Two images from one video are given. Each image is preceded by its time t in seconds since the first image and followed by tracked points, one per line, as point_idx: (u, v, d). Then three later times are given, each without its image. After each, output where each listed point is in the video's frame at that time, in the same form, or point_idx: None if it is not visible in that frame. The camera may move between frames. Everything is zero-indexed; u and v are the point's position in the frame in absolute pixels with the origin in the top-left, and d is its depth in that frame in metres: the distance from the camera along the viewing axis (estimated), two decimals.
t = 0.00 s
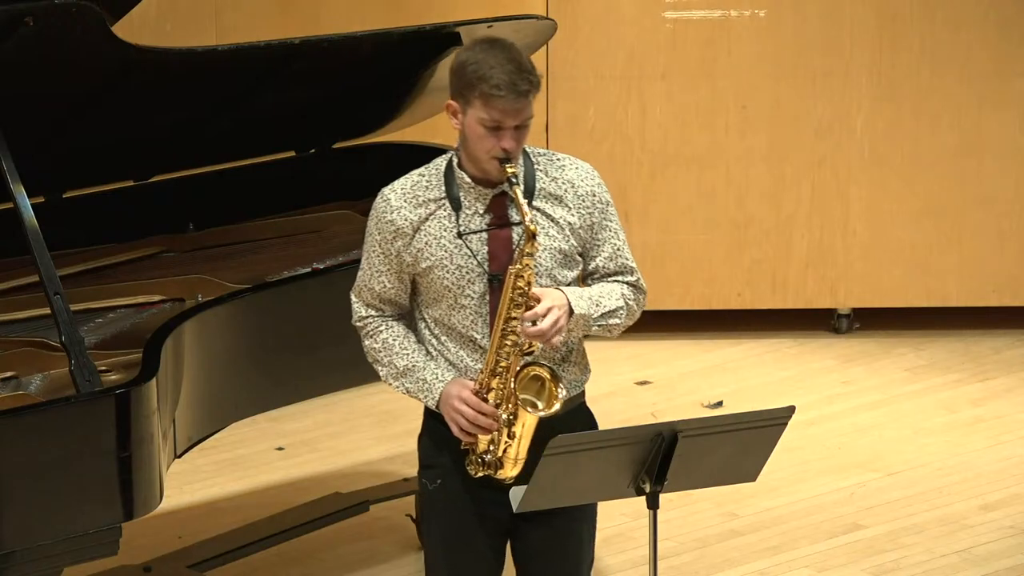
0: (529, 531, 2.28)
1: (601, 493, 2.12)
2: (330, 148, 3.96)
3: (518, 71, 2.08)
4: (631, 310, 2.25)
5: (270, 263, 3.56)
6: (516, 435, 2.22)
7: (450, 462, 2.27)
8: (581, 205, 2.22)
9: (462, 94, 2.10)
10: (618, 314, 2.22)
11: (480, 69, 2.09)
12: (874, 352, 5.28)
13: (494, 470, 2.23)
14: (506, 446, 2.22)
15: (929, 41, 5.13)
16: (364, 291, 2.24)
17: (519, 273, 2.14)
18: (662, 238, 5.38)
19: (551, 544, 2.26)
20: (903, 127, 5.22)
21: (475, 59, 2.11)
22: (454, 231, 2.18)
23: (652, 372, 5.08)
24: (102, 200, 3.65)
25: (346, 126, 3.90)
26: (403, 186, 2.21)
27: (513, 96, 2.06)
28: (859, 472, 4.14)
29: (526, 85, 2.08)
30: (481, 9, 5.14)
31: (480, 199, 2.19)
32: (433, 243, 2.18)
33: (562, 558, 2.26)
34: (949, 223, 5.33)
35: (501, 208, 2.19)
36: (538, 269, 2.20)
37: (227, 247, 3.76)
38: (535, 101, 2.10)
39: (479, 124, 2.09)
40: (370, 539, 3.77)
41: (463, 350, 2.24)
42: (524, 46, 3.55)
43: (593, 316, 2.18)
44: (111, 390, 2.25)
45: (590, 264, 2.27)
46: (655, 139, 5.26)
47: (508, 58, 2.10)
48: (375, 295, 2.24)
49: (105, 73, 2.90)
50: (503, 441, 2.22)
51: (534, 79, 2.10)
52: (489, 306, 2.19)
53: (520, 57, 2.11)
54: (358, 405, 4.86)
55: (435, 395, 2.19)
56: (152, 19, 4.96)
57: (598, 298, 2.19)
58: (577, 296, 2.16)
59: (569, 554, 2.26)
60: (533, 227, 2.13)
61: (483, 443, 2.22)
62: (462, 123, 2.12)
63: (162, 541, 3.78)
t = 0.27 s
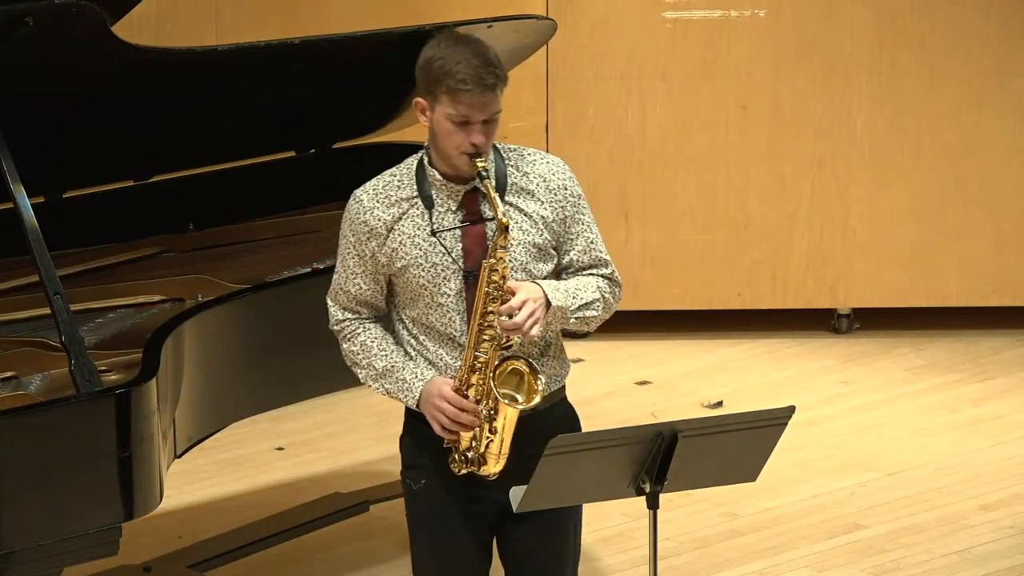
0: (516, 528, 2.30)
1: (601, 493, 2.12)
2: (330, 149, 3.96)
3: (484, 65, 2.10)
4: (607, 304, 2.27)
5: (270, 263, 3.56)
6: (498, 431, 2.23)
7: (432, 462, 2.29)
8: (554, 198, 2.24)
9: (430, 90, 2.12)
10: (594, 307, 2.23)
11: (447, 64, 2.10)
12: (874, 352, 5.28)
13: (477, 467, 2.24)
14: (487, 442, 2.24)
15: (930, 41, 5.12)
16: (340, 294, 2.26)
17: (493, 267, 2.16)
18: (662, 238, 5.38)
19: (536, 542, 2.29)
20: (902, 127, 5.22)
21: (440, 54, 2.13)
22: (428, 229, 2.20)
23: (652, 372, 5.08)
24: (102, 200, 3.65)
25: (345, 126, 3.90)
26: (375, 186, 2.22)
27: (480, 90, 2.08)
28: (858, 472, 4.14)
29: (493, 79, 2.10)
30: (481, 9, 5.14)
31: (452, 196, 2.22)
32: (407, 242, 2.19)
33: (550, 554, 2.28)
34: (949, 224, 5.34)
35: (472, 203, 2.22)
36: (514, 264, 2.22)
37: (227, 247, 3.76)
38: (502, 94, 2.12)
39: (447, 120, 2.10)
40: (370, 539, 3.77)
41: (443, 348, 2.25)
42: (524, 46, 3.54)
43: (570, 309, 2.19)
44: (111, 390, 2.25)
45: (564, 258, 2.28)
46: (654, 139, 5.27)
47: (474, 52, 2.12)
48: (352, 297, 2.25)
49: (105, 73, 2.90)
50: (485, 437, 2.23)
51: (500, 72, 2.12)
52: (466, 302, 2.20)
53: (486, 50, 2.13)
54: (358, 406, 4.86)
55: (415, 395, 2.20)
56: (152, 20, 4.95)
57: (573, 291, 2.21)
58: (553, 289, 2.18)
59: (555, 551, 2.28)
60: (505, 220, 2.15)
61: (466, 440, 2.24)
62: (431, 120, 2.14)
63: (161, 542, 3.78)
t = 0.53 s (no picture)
0: (510, 525, 2.32)
1: (601, 492, 2.12)
2: (330, 149, 3.96)
3: (468, 64, 2.11)
4: (594, 298, 2.31)
5: (271, 263, 3.56)
6: (494, 428, 2.25)
7: (424, 461, 2.31)
8: (539, 194, 2.27)
9: (415, 92, 2.13)
10: (582, 302, 2.27)
11: (430, 65, 2.11)
12: (874, 352, 5.28)
13: (472, 465, 2.26)
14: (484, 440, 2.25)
15: (930, 41, 5.12)
16: (328, 297, 2.28)
17: (486, 266, 2.20)
18: (661, 238, 5.38)
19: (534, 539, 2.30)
20: (902, 127, 5.22)
21: (423, 55, 2.14)
22: (416, 229, 2.22)
23: (652, 372, 5.08)
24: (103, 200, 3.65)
25: (346, 126, 3.90)
26: (360, 189, 2.25)
27: (464, 90, 2.09)
28: (859, 472, 4.14)
29: (477, 78, 2.11)
30: (481, 8, 5.14)
31: (440, 196, 2.23)
32: (394, 243, 2.21)
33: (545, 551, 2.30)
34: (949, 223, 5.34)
35: (461, 202, 2.24)
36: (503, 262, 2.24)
37: (227, 247, 3.76)
38: (486, 92, 2.14)
39: (434, 122, 2.12)
40: (371, 539, 3.77)
41: (432, 348, 2.27)
42: (525, 46, 3.54)
43: (560, 304, 2.22)
44: (111, 390, 2.25)
45: (550, 255, 2.32)
46: (654, 139, 5.27)
47: (457, 51, 2.12)
48: (340, 300, 2.27)
49: (105, 74, 2.90)
50: (481, 436, 2.25)
51: (483, 70, 2.13)
52: (457, 300, 2.22)
53: (468, 49, 2.14)
54: (359, 405, 4.86)
55: (407, 394, 2.21)
56: (152, 19, 4.96)
57: (563, 287, 2.24)
58: (544, 285, 2.21)
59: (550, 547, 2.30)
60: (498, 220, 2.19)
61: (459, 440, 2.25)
62: (417, 120, 2.15)
63: (162, 542, 3.78)
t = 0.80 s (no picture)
0: (506, 524, 2.33)
1: (602, 492, 2.12)
2: (330, 148, 3.96)
3: (497, 85, 2.10)
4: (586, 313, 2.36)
5: (271, 263, 3.56)
6: (490, 441, 2.27)
7: (420, 466, 2.30)
8: (546, 210, 2.28)
9: (440, 106, 2.12)
10: (579, 320, 2.31)
11: (459, 82, 2.10)
12: (874, 352, 5.28)
13: (462, 472, 2.26)
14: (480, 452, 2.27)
15: (930, 41, 5.12)
16: (325, 292, 2.25)
17: (500, 287, 2.21)
18: (661, 238, 5.38)
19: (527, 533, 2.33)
20: (903, 127, 5.21)
21: (452, 70, 2.12)
22: (424, 237, 2.20)
23: (652, 372, 5.08)
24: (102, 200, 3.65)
25: (346, 126, 3.90)
26: (370, 190, 2.21)
27: (493, 110, 2.08)
28: (859, 472, 4.14)
29: (506, 98, 2.10)
30: (481, 8, 5.14)
31: (452, 206, 2.21)
32: (401, 249, 2.19)
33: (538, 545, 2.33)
34: (949, 223, 5.34)
35: (471, 215, 2.23)
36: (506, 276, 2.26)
37: (226, 247, 3.76)
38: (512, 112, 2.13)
39: (457, 138, 2.11)
40: (371, 539, 3.77)
41: (429, 353, 2.26)
42: (525, 45, 3.54)
43: (559, 326, 2.27)
44: (111, 390, 2.25)
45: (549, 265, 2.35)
46: (654, 140, 5.27)
47: (487, 70, 2.11)
48: (338, 297, 2.24)
49: (104, 74, 2.90)
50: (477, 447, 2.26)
51: (512, 91, 2.12)
52: (460, 310, 2.23)
53: (498, 68, 2.13)
54: (358, 405, 4.86)
55: (404, 398, 2.21)
56: (152, 20, 4.95)
57: (563, 308, 2.28)
58: (546, 309, 2.25)
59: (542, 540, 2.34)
60: (517, 243, 2.18)
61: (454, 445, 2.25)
62: (438, 134, 2.14)
63: (162, 542, 3.78)
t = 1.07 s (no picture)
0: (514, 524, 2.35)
1: (602, 492, 2.12)
2: (330, 148, 3.96)
3: (501, 108, 2.07)
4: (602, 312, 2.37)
5: (271, 263, 3.56)
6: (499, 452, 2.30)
7: (432, 464, 2.32)
8: (558, 218, 2.27)
9: (444, 131, 2.10)
10: (596, 321, 2.33)
11: (462, 106, 2.08)
12: (874, 352, 5.28)
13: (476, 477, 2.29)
14: (489, 461, 2.29)
15: (930, 41, 5.12)
16: (338, 299, 2.26)
17: (506, 308, 2.22)
18: (661, 238, 5.38)
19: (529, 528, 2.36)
20: (903, 127, 5.21)
21: (455, 94, 2.10)
22: (433, 250, 2.21)
23: (652, 372, 5.08)
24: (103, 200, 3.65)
25: (346, 126, 3.90)
26: (378, 202, 2.21)
27: (496, 134, 2.05)
28: (859, 472, 4.14)
29: (509, 121, 2.07)
30: (480, 8, 5.13)
31: (461, 220, 2.21)
32: (411, 262, 2.21)
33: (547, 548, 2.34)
34: (949, 223, 5.34)
35: (481, 229, 2.23)
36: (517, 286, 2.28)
37: (226, 247, 3.76)
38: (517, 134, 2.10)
39: (463, 161, 2.09)
40: (371, 539, 3.77)
41: (440, 358, 2.29)
42: (525, 45, 3.54)
43: (575, 330, 2.29)
44: (111, 390, 2.25)
45: (563, 268, 2.35)
46: (654, 140, 5.27)
47: (489, 93, 2.08)
48: (351, 304, 2.26)
49: (104, 74, 2.90)
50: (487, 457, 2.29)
51: (516, 113, 2.09)
52: (469, 320, 2.25)
53: (501, 90, 2.10)
54: (358, 405, 4.86)
55: (417, 404, 2.23)
56: (152, 20, 4.97)
57: (578, 312, 2.29)
58: (562, 316, 2.27)
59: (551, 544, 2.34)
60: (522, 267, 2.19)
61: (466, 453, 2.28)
62: (445, 157, 2.12)
63: (162, 542, 3.78)
